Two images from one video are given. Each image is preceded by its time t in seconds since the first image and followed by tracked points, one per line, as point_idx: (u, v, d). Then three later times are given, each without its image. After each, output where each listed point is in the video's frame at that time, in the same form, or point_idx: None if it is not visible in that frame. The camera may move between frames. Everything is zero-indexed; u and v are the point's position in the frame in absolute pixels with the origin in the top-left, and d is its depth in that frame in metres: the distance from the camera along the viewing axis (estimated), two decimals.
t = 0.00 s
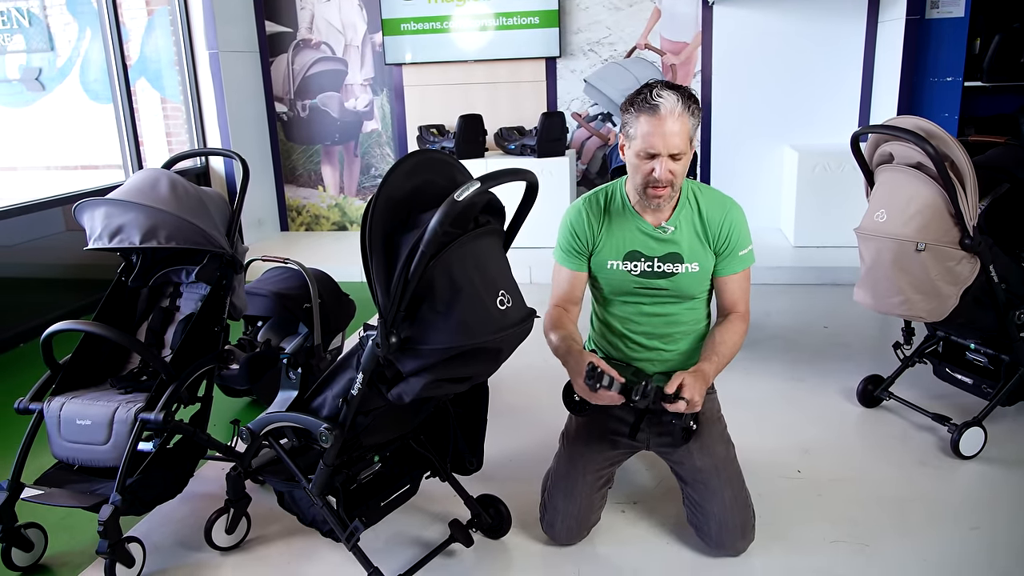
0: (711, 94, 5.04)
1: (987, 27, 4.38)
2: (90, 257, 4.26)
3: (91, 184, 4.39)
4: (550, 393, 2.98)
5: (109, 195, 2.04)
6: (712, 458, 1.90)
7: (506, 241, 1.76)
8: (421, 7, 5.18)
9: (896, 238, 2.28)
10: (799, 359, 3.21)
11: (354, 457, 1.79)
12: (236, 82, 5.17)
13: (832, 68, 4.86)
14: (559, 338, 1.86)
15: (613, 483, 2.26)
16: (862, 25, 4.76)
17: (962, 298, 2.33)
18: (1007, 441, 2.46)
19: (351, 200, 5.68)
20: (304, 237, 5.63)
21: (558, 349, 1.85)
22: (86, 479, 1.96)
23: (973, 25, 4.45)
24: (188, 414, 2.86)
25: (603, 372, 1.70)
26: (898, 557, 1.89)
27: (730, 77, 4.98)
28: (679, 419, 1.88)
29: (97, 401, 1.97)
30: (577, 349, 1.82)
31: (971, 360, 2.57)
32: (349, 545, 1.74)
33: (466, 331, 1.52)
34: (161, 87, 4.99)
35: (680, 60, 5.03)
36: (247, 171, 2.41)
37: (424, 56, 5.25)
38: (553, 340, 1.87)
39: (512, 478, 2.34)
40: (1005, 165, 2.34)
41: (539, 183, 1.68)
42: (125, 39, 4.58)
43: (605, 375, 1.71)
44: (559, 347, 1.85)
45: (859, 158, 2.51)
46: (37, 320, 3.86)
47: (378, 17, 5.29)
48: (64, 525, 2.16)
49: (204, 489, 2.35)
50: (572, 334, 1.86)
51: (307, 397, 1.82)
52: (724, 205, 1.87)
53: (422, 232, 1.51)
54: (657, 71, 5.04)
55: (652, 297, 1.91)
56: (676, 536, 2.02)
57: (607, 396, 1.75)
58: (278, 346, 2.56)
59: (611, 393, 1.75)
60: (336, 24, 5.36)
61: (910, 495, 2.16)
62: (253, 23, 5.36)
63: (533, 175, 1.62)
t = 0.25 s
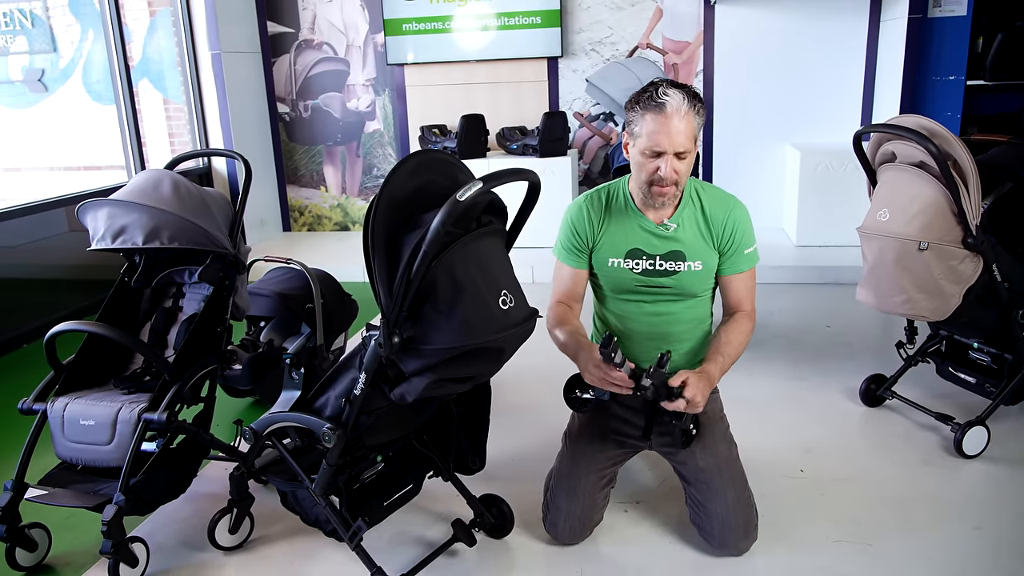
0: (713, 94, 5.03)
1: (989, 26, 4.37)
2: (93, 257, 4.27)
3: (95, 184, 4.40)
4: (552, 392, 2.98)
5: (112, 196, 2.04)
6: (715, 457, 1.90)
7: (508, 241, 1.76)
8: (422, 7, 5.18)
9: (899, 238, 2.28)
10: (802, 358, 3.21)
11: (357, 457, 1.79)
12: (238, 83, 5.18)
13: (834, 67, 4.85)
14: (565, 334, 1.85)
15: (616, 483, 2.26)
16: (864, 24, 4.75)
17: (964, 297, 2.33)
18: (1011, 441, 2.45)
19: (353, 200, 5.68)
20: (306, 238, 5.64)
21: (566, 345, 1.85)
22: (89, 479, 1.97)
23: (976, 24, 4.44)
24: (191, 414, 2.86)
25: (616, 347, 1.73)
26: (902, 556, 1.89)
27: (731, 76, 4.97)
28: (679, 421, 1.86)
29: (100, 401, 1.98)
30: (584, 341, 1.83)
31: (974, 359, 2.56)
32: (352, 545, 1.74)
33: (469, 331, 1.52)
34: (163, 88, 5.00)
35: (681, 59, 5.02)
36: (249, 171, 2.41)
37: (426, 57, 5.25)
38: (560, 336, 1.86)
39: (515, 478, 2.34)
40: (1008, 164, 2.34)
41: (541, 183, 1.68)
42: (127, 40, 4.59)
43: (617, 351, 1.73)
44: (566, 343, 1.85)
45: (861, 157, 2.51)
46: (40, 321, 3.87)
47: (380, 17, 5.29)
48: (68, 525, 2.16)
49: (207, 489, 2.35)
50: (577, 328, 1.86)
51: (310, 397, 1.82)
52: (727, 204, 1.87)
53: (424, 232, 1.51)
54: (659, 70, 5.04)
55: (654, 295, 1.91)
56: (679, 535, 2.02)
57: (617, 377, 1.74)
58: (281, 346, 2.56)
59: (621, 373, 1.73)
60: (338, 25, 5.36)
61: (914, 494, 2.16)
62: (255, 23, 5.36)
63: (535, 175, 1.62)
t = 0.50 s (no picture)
0: (715, 94, 5.03)
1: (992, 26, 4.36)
2: (95, 257, 4.27)
3: (97, 184, 4.40)
4: (554, 392, 2.99)
5: (114, 195, 2.05)
6: (716, 457, 1.90)
7: (510, 241, 1.76)
8: (424, 7, 5.18)
9: (901, 238, 2.28)
10: (803, 358, 3.21)
11: (359, 456, 1.80)
12: (240, 83, 5.18)
13: (836, 67, 4.85)
14: (567, 336, 1.85)
15: (617, 483, 2.26)
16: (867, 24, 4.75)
17: (966, 297, 2.33)
18: (1013, 441, 2.45)
19: (355, 200, 5.69)
20: (308, 237, 5.64)
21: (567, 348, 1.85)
22: (92, 478, 1.97)
23: (978, 24, 4.43)
24: (193, 414, 2.87)
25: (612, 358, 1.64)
26: (904, 556, 1.89)
27: (733, 76, 4.97)
28: (681, 419, 1.87)
29: (103, 401, 1.98)
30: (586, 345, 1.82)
31: (976, 359, 2.54)
32: (354, 545, 1.75)
33: (471, 331, 1.52)
34: (165, 88, 5.01)
35: (683, 59, 5.02)
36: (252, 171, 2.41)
37: (427, 57, 5.26)
38: (561, 338, 1.86)
39: (516, 478, 2.34)
40: (1010, 164, 2.34)
41: (543, 182, 1.68)
42: (130, 40, 4.60)
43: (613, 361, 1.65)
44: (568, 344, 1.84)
45: (863, 156, 2.51)
46: (42, 320, 3.87)
47: (382, 17, 5.30)
48: (70, 524, 2.17)
49: (209, 488, 2.36)
50: (579, 330, 1.86)
51: (312, 396, 1.83)
52: (730, 205, 1.87)
53: (426, 232, 1.51)
54: (661, 70, 5.04)
55: (657, 296, 1.91)
56: (680, 535, 2.02)
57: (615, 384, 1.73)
58: (282, 346, 2.57)
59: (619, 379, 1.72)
60: (340, 25, 5.37)
61: (916, 494, 2.16)
62: (257, 24, 5.37)
63: (537, 175, 1.62)
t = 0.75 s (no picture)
0: (717, 93, 5.03)
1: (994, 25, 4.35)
2: (97, 258, 4.28)
3: (99, 184, 4.41)
4: (556, 392, 2.99)
5: (117, 196, 2.05)
6: (719, 457, 1.90)
7: (513, 241, 1.76)
8: (425, 7, 5.18)
9: (903, 237, 2.28)
10: (805, 358, 3.21)
11: (362, 456, 1.80)
12: (242, 83, 5.19)
13: (837, 67, 4.85)
14: (570, 336, 1.85)
15: (620, 483, 2.26)
16: (869, 23, 4.74)
17: (969, 297, 2.33)
18: (1015, 441, 2.45)
19: (356, 201, 5.69)
20: (310, 237, 5.65)
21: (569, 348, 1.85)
22: (95, 479, 1.97)
23: (980, 23, 4.42)
24: (196, 414, 2.87)
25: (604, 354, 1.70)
26: (906, 556, 1.89)
27: (734, 76, 4.97)
28: (684, 419, 1.88)
29: (106, 401, 1.98)
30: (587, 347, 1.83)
31: (978, 359, 2.54)
32: (356, 545, 1.75)
33: (473, 331, 1.52)
34: (167, 88, 5.01)
35: (685, 59, 5.02)
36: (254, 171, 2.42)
37: (429, 57, 5.26)
38: (564, 338, 1.86)
39: (518, 478, 2.34)
40: (1013, 164, 2.34)
41: (545, 182, 1.68)
42: (131, 41, 4.60)
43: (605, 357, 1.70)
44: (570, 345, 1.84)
45: (865, 156, 2.51)
46: (44, 321, 3.88)
47: (384, 17, 5.30)
48: (73, 524, 2.17)
49: (212, 489, 2.36)
50: (581, 330, 1.86)
51: (314, 396, 1.83)
52: (733, 206, 1.87)
53: (429, 233, 1.52)
54: (663, 70, 5.04)
55: (659, 296, 1.91)
56: (683, 535, 2.03)
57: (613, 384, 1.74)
58: (284, 346, 2.56)
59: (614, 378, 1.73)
60: (342, 25, 5.37)
61: (918, 494, 2.16)
62: (259, 24, 5.37)
63: (539, 175, 1.62)
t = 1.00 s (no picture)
0: (718, 93, 5.03)
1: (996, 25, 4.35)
2: (100, 258, 4.28)
3: (101, 185, 4.41)
4: (558, 391, 2.99)
5: (120, 196, 2.05)
6: (722, 457, 1.90)
7: (516, 241, 1.76)
8: (427, 7, 5.18)
9: (906, 237, 2.28)
10: (807, 358, 3.21)
11: (365, 456, 1.80)
12: (244, 83, 5.19)
13: (839, 67, 4.85)
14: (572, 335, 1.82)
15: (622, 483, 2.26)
16: (870, 23, 4.74)
17: (972, 297, 2.33)
18: (1018, 440, 2.45)
19: (358, 201, 5.69)
20: (312, 237, 5.65)
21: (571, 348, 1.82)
22: (98, 479, 1.98)
23: (982, 22, 4.42)
24: (199, 414, 2.88)
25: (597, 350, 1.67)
26: (909, 556, 1.89)
27: (736, 76, 4.97)
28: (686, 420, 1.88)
29: (110, 401, 1.99)
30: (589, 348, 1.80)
31: (981, 359, 2.53)
32: (360, 544, 1.75)
33: (477, 331, 1.52)
34: (169, 88, 5.01)
35: (686, 58, 5.02)
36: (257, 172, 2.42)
37: (431, 57, 5.26)
38: (568, 337, 1.83)
39: (521, 478, 2.35)
40: (1016, 163, 2.34)
41: (548, 182, 1.69)
42: (133, 41, 4.60)
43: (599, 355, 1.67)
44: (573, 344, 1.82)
45: (868, 156, 2.51)
46: (47, 321, 3.88)
47: (385, 17, 5.30)
48: (77, 524, 2.18)
49: (215, 489, 2.36)
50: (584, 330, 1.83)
51: (318, 396, 1.83)
52: (736, 206, 1.87)
53: (432, 233, 1.52)
54: (664, 70, 5.05)
55: (662, 296, 1.91)
56: (685, 535, 2.03)
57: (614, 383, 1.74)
58: (287, 347, 2.55)
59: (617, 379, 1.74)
60: (344, 25, 5.37)
61: (921, 493, 2.16)
62: (261, 24, 5.37)
63: (542, 175, 1.62)
